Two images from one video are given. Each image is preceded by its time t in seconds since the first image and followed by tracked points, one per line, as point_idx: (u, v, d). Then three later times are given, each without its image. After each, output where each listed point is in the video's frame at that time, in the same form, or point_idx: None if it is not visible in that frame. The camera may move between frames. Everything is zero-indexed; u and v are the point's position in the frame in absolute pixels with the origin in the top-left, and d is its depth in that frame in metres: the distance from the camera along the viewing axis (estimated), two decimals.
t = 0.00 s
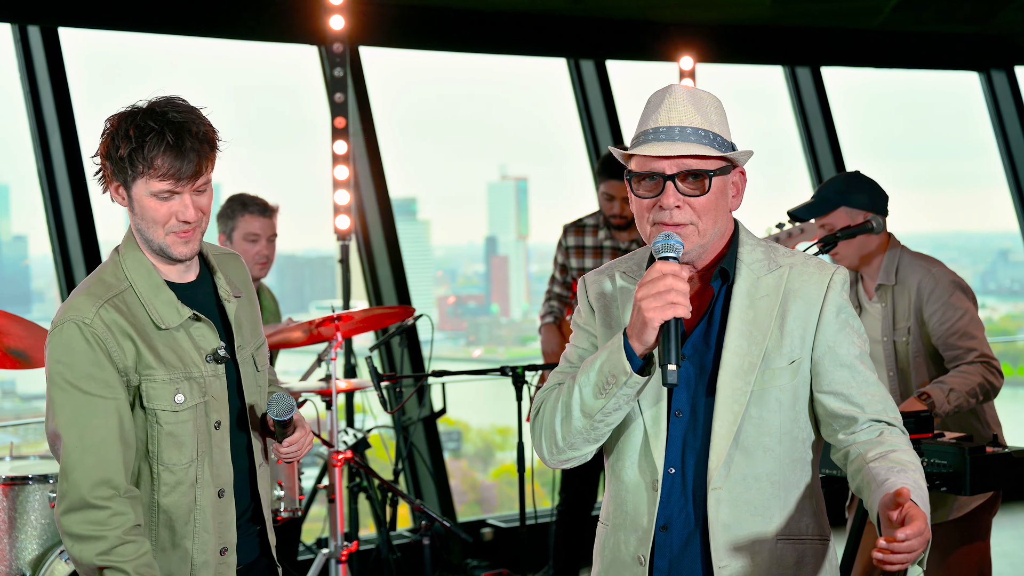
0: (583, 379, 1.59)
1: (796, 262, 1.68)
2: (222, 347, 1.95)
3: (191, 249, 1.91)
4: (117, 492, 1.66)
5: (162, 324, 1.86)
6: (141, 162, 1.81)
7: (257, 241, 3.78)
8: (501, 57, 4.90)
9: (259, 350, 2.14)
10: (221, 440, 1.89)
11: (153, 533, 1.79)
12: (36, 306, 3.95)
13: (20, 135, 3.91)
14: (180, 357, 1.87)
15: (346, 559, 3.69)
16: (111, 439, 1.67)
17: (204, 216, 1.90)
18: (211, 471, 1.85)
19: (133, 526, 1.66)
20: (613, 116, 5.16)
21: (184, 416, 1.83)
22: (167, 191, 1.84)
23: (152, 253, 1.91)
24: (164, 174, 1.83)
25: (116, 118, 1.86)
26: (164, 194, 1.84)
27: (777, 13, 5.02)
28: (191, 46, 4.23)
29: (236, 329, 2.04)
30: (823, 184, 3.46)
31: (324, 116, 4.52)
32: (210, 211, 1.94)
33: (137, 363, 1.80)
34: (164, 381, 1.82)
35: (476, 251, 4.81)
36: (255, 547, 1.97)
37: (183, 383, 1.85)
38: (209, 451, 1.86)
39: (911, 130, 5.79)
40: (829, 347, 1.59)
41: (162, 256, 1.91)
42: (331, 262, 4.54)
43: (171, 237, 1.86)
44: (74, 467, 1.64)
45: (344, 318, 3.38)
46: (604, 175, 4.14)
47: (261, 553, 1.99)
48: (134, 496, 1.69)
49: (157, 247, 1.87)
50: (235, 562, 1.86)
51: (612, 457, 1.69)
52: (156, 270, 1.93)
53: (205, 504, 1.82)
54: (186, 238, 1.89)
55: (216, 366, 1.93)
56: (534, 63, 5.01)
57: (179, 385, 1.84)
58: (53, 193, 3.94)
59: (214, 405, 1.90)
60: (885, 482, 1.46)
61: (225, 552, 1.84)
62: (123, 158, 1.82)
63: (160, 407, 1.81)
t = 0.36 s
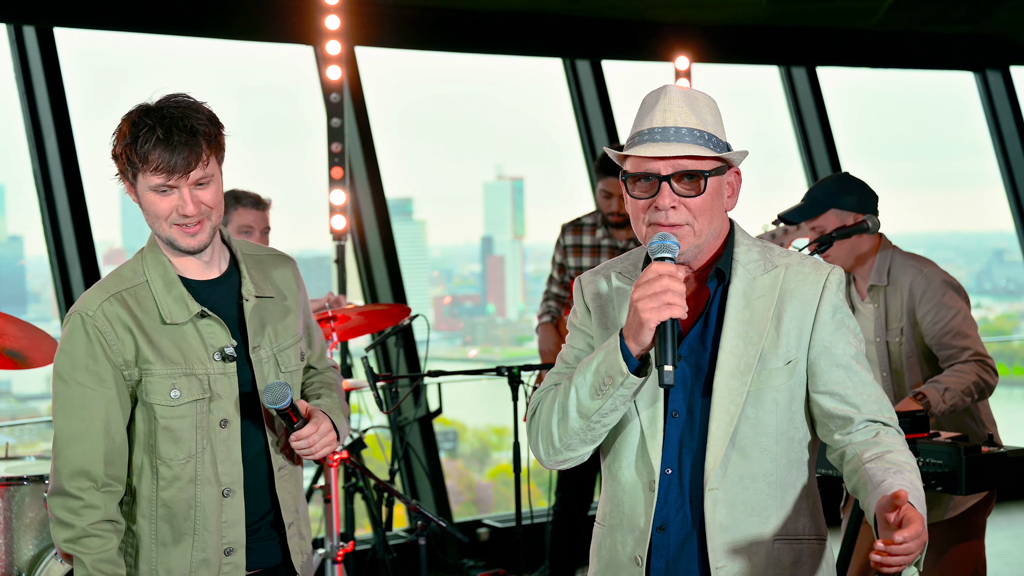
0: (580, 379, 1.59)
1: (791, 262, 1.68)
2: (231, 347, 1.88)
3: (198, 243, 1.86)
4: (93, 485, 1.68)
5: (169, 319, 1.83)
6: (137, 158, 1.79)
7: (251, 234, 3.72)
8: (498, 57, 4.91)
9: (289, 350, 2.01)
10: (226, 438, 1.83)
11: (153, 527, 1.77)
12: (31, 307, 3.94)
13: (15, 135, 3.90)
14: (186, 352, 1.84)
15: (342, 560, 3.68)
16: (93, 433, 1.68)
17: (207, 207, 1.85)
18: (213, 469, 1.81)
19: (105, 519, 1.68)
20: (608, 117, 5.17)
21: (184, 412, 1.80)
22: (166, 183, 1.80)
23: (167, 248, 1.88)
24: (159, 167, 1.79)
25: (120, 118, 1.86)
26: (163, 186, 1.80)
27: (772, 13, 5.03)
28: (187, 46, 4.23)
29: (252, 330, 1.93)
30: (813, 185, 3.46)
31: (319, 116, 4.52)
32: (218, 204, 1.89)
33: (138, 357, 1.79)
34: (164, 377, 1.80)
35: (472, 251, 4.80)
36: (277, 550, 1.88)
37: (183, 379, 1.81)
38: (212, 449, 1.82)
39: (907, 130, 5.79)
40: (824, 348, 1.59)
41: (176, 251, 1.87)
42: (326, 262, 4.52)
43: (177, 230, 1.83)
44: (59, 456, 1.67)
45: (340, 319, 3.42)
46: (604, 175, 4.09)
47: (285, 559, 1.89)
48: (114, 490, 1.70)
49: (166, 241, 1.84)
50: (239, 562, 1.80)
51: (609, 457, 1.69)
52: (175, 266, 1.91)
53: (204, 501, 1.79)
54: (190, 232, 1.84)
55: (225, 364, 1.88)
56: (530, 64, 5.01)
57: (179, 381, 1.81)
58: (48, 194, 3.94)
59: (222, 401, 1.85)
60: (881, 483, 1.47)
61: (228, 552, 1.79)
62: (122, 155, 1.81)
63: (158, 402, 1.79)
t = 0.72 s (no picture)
0: (582, 378, 1.58)
1: (791, 262, 1.68)
2: (255, 341, 1.84)
3: (256, 231, 1.83)
4: (106, 447, 1.73)
5: (199, 302, 1.83)
6: (215, 134, 1.82)
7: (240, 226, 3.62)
8: (497, 57, 4.91)
9: (330, 359, 1.92)
10: (238, 426, 1.79)
11: (159, 502, 1.76)
12: (30, 306, 3.94)
13: (14, 135, 3.91)
14: (209, 336, 1.83)
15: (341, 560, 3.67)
16: (108, 398, 1.73)
17: (272, 196, 1.84)
18: (218, 455, 1.77)
19: (109, 481, 1.71)
20: (608, 116, 5.17)
21: (196, 394, 1.79)
22: (236, 164, 1.82)
23: (226, 232, 1.87)
24: (233, 146, 1.81)
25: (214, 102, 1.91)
26: (232, 166, 1.82)
27: (772, 12, 5.03)
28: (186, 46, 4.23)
29: (284, 331, 1.87)
30: (809, 187, 3.44)
31: (318, 116, 4.52)
32: (285, 197, 1.87)
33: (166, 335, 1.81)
34: (184, 357, 1.80)
35: (472, 250, 4.80)
36: (283, 552, 1.78)
37: (200, 362, 1.80)
38: (222, 435, 1.78)
39: (906, 130, 5.79)
40: (825, 348, 1.59)
41: (234, 237, 1.86)
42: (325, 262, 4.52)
43: (236, 212, 1.82)
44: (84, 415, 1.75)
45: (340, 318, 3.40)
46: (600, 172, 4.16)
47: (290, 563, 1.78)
48: (127, 455, 1.74)
49: (224, 222, 1.83)
50: (232, 552, 1.73)
51: (609, 456, 1.69)
52: (230, 253, 1.88)
53: (204, 485, 1.75)
54: (250, 217, 1.82)
55: (247, 357, 1.84)
56: (529, 63, 5.01)
57: (195, 363, 1.80)
58: (47, 193, 3.94)
59: (239, 390, 1.81)
60: (883, 483, 1.47)
61: (222, 541, 1.73)
62: (204, 131, 1.84)
63: (174, 381, 1.79)
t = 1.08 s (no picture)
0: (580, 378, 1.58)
1: (790, 261, 1.68)
2: (245, 336, 1.83)
3: (267, 221, 1.84)
4: (100, 434, 1.76)
5: (195, 295, 1.84)
6: (241, 123, 1.88)
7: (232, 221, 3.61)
8: (495, 57, 4.91)
9: (325, 359, 1.89)
10: (224, 419, 1.78)
11: (147, 492, 1.77)
12: (28, 306, 3.94)
13: (12, 135, 3.91)
14: (203, 329, 1.83)
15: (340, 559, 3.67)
16: (105, 385, 1.76)
17: (288, 189, 1.86)
18: (204, 447, 1.76)
19: (101, 468, 1.74)
20: (606, 116, 5.17)
21: (186, 385, 1.79)
22: (258, 152, 1.86)
23: (237, 222, 1.87)
24: (257, 134, 1.86)
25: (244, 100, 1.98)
26: (254, 154, 1.86)
27: (770, 12, 5.03)
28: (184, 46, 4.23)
29: (276, 330, 1.86)
30: (805, 187, 3.46)
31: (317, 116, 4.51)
32: (300, 193, 1.89)
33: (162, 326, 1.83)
34: (176, 348, 1.81)
35: (470, 250, 4.80)
36: (264, 551, 1.76)
37: (191, 354, 1.81)
38: (208, 428, 1.78)
39: (904, 129, 5.80)
40: (824, 347, 1.59)
41: (244, 227, 1.86)
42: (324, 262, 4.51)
43: (250, 198, 1.83)
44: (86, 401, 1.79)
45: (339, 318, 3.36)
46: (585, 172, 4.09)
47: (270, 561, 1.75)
48: (119, 444, 1.76)
49: (236, 208, 1.84)
50: (212, 545, 1.73)
51: (609, 455, 1.69)
52: (239, 245, 1.89)
53: (188, 476, 1.75)
54: (263, 206, 1.84)
55: (237, 351, 1.84)
56: (527, 63, 5.02)
57: (186, 354, 1.81)
58: (45, 193, 3.94)
59: (228, 382, 1.81)
60: (885, 483, 1.47)
61: (204, 533, 1.73)
62: (230, 121, 1.90)
63: (166, 371, 1.80)
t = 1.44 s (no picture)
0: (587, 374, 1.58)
1: (791, 260, 1.68)
2: (201, 336, 1.81)
3: (216, 220, 1.82)
4: (52, 447, 1.70)
5: (146, 298, 1.81)
6: (183, 122, 1.85)
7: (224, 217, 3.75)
8: (495, 56, 4.90)
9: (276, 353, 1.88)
10: (185, 423, 1.76)
11: (107, 503, 1.73)
12: (28, 306, 3.93)
13: (13, 135, 3.90)
14: (156, 332, 1.80)
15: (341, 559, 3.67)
16: (55, 395, 1.70)
17: (236, 187, 1.85)
18: (165, 453, 1.73)
19: (55, 481, 1.69)
20: (606, 115, 5.15)
21: (143, 389, 1.76)
22: (203, 151, 1.84)
23: (184, 222, 1.85)
24: (201, 133, 1.84)
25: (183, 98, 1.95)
26: (198, 153, 1.84)
27: (770, 11, 5.03)
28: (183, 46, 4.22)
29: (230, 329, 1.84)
30: (812, 181, 3.46)
31: (315, 117, 4.50)
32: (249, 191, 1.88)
33: (112, 333, 1.79)
34: (129, 353, 1.77)
35: (469, 249, 4.80)
36: (231, 556, 1.73)
37: (146, 358, 1.78)
38: (168, 432, 1.75)
39: (905, 129, 5.78)
40: (825, 347, 1.59)
41: (192, 226, 1.84)
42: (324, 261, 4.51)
43: (198, 198, 1.81)
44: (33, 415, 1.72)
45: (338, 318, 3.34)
46: (561, 170, 4.15)
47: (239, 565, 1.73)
48: (73, 456, 1.71)
49: (183, 209, 1.82)
50: (181, 552, 1.69)
51: (609, 456, 1.69)
52: (186, 246, 1.86)
53: (151, 484, 1.71)
54: (212, 205, 1.82)
55: (194, 351, 1.81)
56: (526, 62, 5.01)
57: (141, 359, 1.77)
58: (45, 192, 3.93)
59: (185, 385, 1.78)
60: (889, 484, 1.46)
61: (171, 541, 1.69)
62: (172, 120, 1.87)
63: (119, 378, 1.76)
